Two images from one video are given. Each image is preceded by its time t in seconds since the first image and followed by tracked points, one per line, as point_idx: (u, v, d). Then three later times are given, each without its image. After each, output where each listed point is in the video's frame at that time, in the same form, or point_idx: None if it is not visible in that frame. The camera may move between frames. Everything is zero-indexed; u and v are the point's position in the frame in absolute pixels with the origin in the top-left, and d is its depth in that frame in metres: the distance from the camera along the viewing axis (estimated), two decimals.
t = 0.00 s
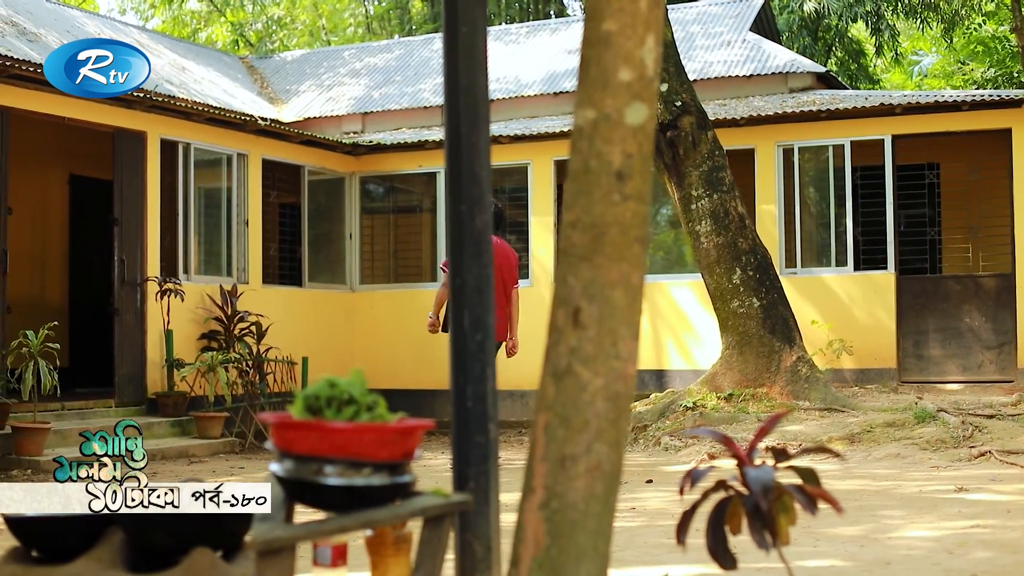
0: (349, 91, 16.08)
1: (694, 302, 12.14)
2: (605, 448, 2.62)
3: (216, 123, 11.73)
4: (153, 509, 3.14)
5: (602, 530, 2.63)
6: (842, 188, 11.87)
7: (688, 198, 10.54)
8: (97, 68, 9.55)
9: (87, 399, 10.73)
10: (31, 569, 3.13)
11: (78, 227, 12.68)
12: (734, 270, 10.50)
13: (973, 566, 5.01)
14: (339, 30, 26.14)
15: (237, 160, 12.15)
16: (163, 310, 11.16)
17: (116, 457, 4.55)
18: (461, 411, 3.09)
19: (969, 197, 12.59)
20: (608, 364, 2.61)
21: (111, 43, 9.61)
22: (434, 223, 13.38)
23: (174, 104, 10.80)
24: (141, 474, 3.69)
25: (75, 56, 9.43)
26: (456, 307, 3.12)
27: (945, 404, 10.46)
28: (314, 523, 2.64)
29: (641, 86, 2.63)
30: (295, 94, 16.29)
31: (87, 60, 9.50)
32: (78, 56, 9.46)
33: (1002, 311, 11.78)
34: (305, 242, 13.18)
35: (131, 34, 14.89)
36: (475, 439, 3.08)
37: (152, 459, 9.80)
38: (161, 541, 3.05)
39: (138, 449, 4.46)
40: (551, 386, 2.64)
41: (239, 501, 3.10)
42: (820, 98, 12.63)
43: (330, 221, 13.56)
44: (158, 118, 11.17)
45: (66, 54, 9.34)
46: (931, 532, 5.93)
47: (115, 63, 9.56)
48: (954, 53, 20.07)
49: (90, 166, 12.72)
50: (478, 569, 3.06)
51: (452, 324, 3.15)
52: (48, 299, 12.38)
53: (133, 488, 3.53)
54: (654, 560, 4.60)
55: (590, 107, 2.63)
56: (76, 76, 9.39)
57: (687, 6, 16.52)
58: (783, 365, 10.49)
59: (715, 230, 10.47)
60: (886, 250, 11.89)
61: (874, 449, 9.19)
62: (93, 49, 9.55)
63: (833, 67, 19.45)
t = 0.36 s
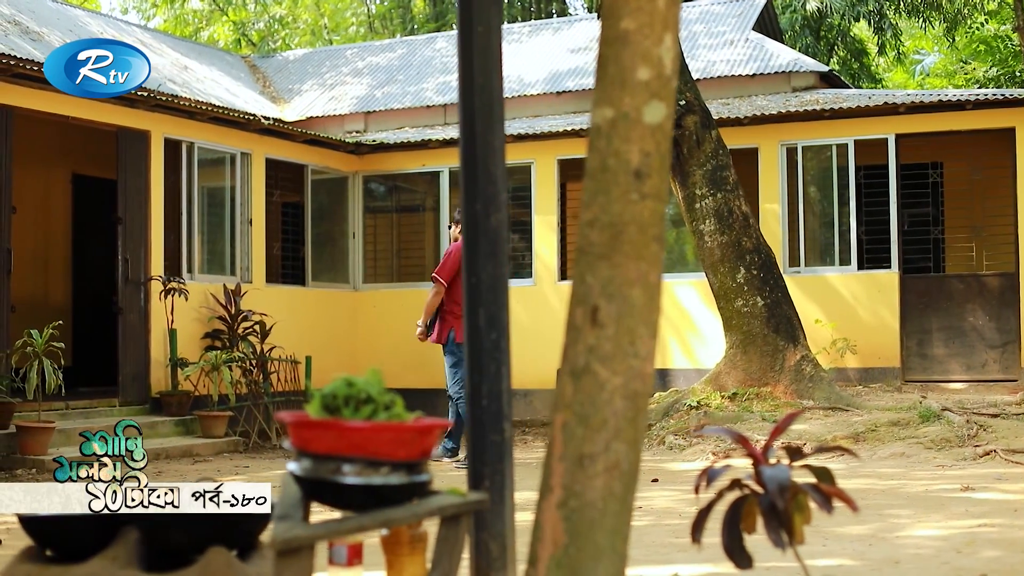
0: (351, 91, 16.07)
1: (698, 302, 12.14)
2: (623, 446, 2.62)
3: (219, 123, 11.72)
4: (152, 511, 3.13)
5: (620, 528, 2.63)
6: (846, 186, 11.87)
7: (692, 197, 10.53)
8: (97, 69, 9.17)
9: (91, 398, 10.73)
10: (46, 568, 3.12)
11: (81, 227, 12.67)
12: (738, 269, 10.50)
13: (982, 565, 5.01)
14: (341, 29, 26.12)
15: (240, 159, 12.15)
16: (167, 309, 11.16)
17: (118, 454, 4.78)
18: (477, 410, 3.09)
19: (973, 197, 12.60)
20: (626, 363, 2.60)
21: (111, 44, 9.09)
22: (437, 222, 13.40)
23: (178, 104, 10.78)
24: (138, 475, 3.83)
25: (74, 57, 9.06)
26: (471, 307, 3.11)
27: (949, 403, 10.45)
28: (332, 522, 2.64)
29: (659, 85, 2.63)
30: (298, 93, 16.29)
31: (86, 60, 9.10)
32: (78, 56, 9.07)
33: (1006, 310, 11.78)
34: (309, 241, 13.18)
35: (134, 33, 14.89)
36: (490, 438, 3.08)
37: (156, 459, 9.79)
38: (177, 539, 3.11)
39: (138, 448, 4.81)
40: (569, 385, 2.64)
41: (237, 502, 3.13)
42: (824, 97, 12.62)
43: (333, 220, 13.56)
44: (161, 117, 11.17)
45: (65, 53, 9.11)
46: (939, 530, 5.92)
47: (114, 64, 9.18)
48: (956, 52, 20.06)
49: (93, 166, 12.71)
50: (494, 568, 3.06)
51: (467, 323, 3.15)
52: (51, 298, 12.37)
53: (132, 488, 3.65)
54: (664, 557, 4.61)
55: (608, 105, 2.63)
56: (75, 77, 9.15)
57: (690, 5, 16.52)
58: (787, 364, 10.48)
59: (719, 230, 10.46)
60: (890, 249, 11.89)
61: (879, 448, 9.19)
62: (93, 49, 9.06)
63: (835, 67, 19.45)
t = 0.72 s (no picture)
0: (354, 90, 16.06)
1: (700, 300, 12.16)
2: (643, 446, 2.61)
3: (223, 122, 11.72)
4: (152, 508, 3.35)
5: (639, 527, 2.63)
6: (850, 186, 11.86)
7: (697, 196, 10.53)
8: (97, 69, 9.18)
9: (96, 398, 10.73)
10: (62, 567, 3.11)
11: (85, 226, 12.67)
12: (743, 268, 10.50)
13: (992, 564, 5.01)
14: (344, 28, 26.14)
15: (244, 158, 12.15)
16: (171, 309, 11.16)
17: (118, 456, 5.23)
18: (493, 410, 3.09)
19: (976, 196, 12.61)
20: (645, 362, 2.60)
21: (111, 43, 9.15)
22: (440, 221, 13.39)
23: (182, 103, 10.77)
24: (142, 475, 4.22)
25: (73, 57, 9.07)
26: (487, 305, 3.11)
27: (954, 403, 10.46)
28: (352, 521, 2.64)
29: (678, 84, 2.63)
30: (300, 93, 16.30)
31: (86, 60, 9.13)
32: (77, 56, 9.10)
33: (1010, 310, 11.78)
34: (312, 240, 13.18)
35: (137, 32, 14.88)
36: (507, 437, 3.08)
37: (161, 459, 9.79)
38: (194, 540, 3.11)
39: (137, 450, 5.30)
40: (588, 384, 2.64)
41: (238, 501, 3.20)
42: (828, 96, 12.63)
43: (337, 220, 13.56)
44: (165, 116, 11.16)
45: (65, 53, 9.09)
46: (948, 530, 5.92)
47: (115, 64, 9.20)
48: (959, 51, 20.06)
49: (97, 165, 12.71)
50: (511, 567, 3.06)
51: (483, 322, 3.15)
52: (55, 298, 12.37)
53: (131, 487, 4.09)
54: (675, 557, 4.61)
55: (628, 104, 2.62)
56: (75, 77, 9.14)
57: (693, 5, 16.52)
58: (791, 364, 10.47)
59: (724, 229, 10.46)
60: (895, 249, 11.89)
61: (884, 448, 9.19)
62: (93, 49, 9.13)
63: (838, 66, 19.46)
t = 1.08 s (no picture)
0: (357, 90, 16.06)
1: (708, 302, 12.15)
2: (662, 445, 2.61)
3: (227, 121, 11.71)
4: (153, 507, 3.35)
5: (659, 526, 2.63)
6: (854, 185, 11.85)
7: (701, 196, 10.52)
8: (97, 68, 9.21)
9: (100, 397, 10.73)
10: (78, 567, 3.12)
11: (88, 225, 12.65)
12: (747, 267, 10.51)
13: (1002, 564, 5.01)
14: (346, 27, 26.15)
15: (248, 158, 12.15)
16: (175, 308, 11.16)
17: (118, 457, 5.23)
18: (510, 409, 3.09)
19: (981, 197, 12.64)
20: (665, 361, 2.60)
21: (112, 43, 9.21)
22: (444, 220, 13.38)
23: (186, 103, 10.77)
24: (142, 475, 4.24)
25: (74, 56, 9.08)
26: (503, 304, 3.11)
27: (959, 402, 10.46)
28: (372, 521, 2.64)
29: (698, 83, 2.63)
30: (303, 92, 16.31)
31: (86, 60, 9.16)
32: (78, 56, 9.11)
33: (1014, 309, 11.79)
34: (316, 239, 13.17)
35: (140, 32, 14.88)
36: (523, 437, 3.08)
37: (166, 458, 9.79)
38: (211, 540, 3.07)
39: (136, 450, 5.33)
40: (607, 383, 2.64)
41: (238, 501, 3.17)
42: (832, 96, 12.64)
43: (340, 219, 13.55)
44: (169, 116, 11.15)
45: (65, 53, 9.09)
46: (956, 529, 5.91)
47: (115, 64, 9.24)
48: (962, 51, 20.06)
49: (101, 165, 12.70)
50: (526, 566, 3.05)
51: (500, 321, 3.15)
52: (59, 297, 12.36)
53: (132, 486, 4.10)
54: (685, 557, 4.59)
55: (647, 103, 2.62)
56: (75, 77, 9.16)
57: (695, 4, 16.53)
58: (796, 363, 10.47)
59: (728, 228, 10.45)
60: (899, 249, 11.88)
61: (889, 447, 9.19)
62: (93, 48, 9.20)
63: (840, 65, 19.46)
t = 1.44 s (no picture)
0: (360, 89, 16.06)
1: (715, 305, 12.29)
2: (681, 445, 2.61)
3: (231, 121, 11.70)
4: (154, 507, 3.43)
5: (678, 526, 2.63)
6: (858, 185, 11.84)
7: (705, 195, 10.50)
8: (97, 69, 9.18)
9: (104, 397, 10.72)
10: (94, 566, 3.11)
11: (92, 225, 12.65)
12: (752, 267, 10.50)
13: (1011, 563, 5.01)
14: (347, 27, 26.13)
15: (252, 157, 12.14)
16: (179, 308, 11.16)
17: (117, 456, 5.22)
18: (525, 407, 3.09)
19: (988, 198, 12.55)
20: (685, 360, 2.60)
21: (112, 43, 9.19)
22: (447, 220, 13.36)
23: (190, 102, 10.77)
24: (141, 475, 4.19)
25: (74, 57, 9.05)
26: (520, 304, 3.11)
27: (963, 402, 10.46)
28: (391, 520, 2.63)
29: (717, 82, 2.63)
30: (306, 92, 16.31)
31: (86, 60, 9.13)
32: (78, 56, 9.08)
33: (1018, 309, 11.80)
34: (320, 239, 13.17)
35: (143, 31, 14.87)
36: (540, 435, 3.08)
37: (170, 457, 9.80)
38: (228, 540, 3.09)
39: (134, 450, 5.32)
40: (627, 382, 2.64)
41: (238, 501, 3.22)
42: (836, 95, 12.64)
43: (344, 219, 13.54)
44: (173, 115, 11.14)
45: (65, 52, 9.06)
46: (965, 529, 5.89)
47: (115, 64, 9.21)
48: (964, 51, 20.06)
49: (105, 165, 12.69)
50: (542, 566, 3.06)
51: (515, 321, 3.15)
52: (62, 296, 12.35)
53: (132, 487, 4.05)
54: (696, 556, 4.59)
55: (666, 103, 2.62)
56: (75, 77, 9.13)
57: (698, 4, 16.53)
58: (800, 363, 10.47)
59: (733, 228, 10.44)
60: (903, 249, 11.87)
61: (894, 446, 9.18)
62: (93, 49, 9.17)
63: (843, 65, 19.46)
